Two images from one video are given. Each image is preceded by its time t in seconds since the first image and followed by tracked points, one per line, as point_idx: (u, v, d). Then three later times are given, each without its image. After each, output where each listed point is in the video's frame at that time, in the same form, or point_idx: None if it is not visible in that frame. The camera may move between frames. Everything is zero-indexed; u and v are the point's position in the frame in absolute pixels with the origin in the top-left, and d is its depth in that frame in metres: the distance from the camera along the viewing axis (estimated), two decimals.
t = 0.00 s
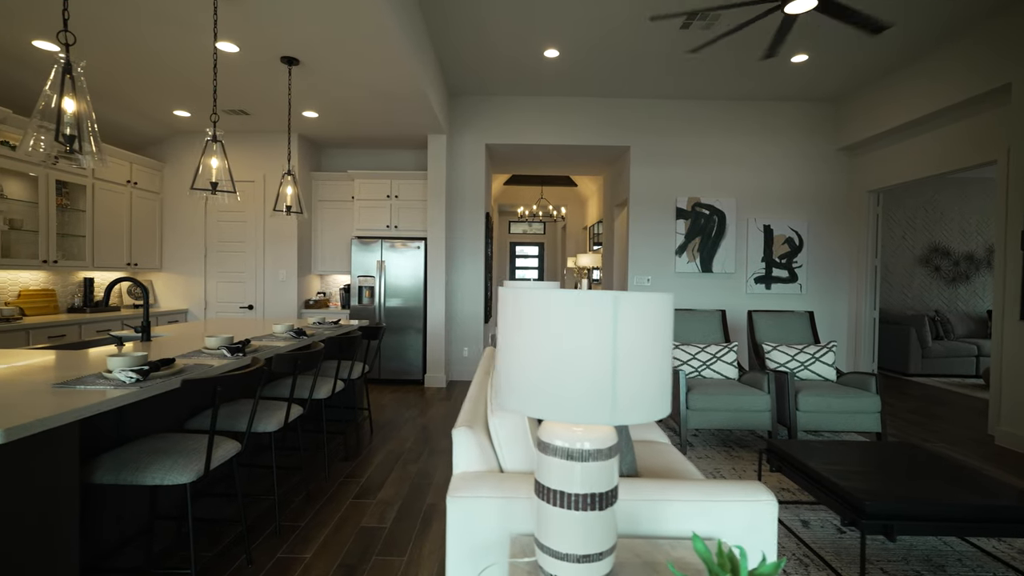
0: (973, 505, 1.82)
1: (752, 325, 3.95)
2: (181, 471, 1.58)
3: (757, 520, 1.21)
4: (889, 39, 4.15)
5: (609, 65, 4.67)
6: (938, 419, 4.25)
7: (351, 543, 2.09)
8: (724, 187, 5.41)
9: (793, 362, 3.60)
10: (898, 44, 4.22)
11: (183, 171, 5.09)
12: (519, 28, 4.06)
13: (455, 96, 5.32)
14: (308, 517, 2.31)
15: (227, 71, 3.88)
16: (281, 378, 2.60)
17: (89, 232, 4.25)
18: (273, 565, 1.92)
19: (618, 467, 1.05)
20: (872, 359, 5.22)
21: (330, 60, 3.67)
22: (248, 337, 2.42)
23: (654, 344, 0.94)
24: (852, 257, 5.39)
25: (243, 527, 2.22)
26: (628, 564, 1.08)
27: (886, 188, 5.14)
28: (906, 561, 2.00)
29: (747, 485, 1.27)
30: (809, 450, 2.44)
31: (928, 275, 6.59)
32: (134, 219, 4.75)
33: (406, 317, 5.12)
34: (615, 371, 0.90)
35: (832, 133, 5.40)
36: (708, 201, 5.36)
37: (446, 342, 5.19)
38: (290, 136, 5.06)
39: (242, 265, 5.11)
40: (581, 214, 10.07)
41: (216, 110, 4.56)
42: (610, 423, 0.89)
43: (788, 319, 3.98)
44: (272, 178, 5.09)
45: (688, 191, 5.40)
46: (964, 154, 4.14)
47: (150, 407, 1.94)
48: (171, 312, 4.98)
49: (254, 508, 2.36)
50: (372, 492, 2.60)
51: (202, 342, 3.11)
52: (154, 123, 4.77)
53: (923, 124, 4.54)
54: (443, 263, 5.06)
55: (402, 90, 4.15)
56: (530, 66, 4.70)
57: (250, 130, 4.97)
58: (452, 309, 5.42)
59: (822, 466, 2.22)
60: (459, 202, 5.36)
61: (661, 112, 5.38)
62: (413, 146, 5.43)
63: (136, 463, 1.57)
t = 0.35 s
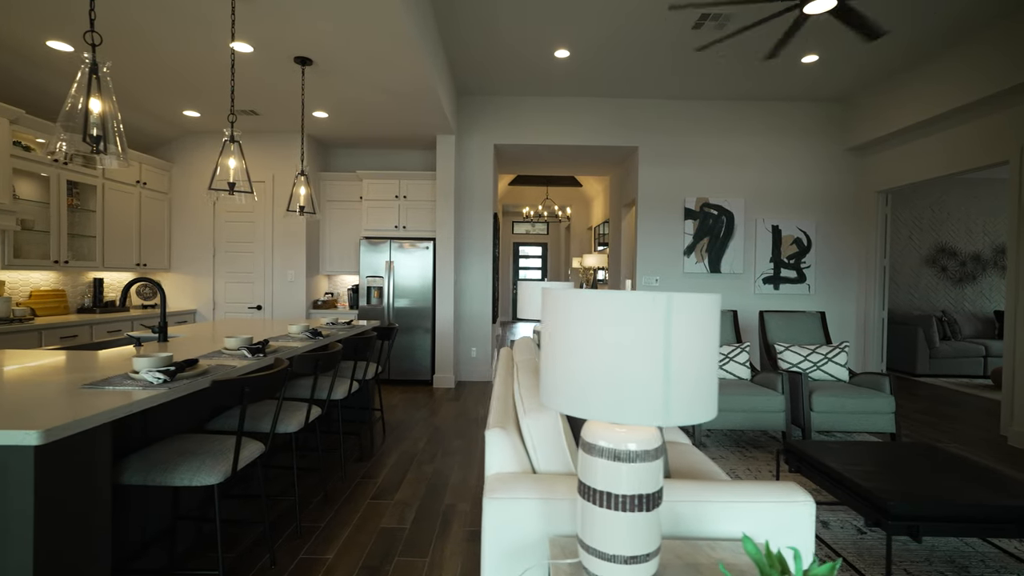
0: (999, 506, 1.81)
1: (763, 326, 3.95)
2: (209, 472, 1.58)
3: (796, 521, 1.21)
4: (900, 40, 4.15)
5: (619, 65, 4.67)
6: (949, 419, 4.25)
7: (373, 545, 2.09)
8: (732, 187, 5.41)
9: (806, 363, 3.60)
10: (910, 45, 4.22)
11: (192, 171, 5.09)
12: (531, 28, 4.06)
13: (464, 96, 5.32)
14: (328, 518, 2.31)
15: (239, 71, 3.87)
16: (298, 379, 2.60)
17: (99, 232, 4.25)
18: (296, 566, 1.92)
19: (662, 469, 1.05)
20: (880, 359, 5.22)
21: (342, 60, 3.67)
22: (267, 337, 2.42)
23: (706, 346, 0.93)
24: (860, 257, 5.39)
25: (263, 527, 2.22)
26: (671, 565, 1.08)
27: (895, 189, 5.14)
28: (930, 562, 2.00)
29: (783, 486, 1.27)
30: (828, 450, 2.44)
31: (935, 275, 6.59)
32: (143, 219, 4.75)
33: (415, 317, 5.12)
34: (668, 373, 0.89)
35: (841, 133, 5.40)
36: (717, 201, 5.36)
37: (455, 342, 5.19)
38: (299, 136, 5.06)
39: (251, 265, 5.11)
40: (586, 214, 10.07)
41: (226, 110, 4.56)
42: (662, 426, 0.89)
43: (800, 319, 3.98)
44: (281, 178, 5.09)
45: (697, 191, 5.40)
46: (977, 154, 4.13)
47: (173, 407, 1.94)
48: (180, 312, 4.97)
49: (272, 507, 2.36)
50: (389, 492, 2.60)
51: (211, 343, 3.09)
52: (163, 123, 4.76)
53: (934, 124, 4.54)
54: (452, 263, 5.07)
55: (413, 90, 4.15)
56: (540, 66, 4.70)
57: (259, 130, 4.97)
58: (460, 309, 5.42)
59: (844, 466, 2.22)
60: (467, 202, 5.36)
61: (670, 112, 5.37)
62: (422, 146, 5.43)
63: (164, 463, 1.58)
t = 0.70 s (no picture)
0: None
1: (776, 325, 3.95)
2: (240, 472, 1.57)
3: (836, 521, 1.21)
4: (913, 40, 4.14)
5: (629, 65, 4.66)
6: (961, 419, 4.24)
7: (397, 545, 2.09)
8: (742, 187, 5.41)
9: (820, 362, 3.59)
10: (922, 45, 4.22)
11: (202, 171, 5.09)
12: (544, 27, 4.06)
13: (474, 96, 5.32)
14: (349, 517, 2.31)
15: (252, 71, 3.87)
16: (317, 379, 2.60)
17: (111, 232, 4.25)
18: (322, 566, 1.92)
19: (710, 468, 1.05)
20: (890, 359, 5.22)
21: (356, 60, 3.66)
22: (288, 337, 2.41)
23: (759, 346, 0.94)
24: (870, 257, 5.39)
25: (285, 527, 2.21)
26: (718, 564, 1.08)
27: (905, 188, 5.14)
28: (956, 562, 2.00)
29: (822, 486, 1.27)
30: (849, 450, 2.44)
31: (943, 275, 6.58)
32: (154, 219, 4.75)
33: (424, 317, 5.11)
34: (724, 371, 0.90)
35: (850, 133, 5.40)
36: (726, 201, 5.36)
37: (464, 342, 5.19)
38: (309, 136, 5.06)
39: (260, 265, 5.11)
40: (591, 214, 10.07)
41: (237, 110, 4.56)
42: (719, 426, 0.89)
43: (813, 319, 3.98)
44: (290, 178, 5.09)
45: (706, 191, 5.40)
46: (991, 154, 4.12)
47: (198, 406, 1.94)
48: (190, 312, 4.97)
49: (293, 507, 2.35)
50: (408, 492, 2.60)
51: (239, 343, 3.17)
52: (174, 123, 4.76)
53: (946, 124, 4.54)
54: (462, 263, 5.07)
55: (425, 89, 4.14)
56: (551, 66, 4.70)
57: (269, 130, 4.97)
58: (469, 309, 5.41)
59: (866, 465, 2.22)
60: (477, 202, 5.35)
61: (679, 112, 5.37)
62: (431, 146, 5.43)
63: (196, 463, 1.57)
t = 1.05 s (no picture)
0: None
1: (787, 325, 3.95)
2: (267, 472, 1.57)
3: (872, 520, 1.21)
4: (923, 40, 4.14)
5: (639, 65, 4.66)
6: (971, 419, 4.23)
7: (417, 545, 2.08)
8: (750, 187, 5.41)
9: (832, 362, 3.58)
10: (932, 45, 4.22)
11: (210, 171, 5.09)
12: (554, 27, 4.05)
13: (482, 95, 5.32)
14: (368, 517, 2.32)
15: (263, 71, 3.87)
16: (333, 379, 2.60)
17: (121, 231, 4.24)
18: (344, 566, 1.92)
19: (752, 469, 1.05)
20: (897, 359, 5.23)
21: (368, 59, 3.66)
22: (306, 337, 2.41)
23: (809, 344, 0.95)
24: (877, 257, 5.39)
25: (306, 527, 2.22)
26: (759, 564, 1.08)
27: (913, 188, 5.14)
28: (978, 562, 1.99)
29: (856, 485, 1.27)
30: (867, 449, 2.44)
31: (949, 275, 6.58)
32: (163, 218, 4.74)
33: (433, 317, 5.12)
34: (775, 369, 0.91)
35: (858, 133, 5.40)
36: (734, 201, 5.36)
37: (472, 342, 5.19)
38: (317, 136, 5.06)
39: (269, 265, 5.11)
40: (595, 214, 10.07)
41: (247, 109, 4.56)
42: (771, 426, 0.90)
43: (823, 319, 3.98)
44: (298, 178, 5.09)
45: (714, 191, 5.40)
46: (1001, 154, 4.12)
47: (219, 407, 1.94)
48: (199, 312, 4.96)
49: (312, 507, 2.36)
50: (426, 492, 2.60)
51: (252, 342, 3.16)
52: (183, 123, 4.76)
53: (955, 124, 4.54)
54: (470, 263, 5.08)
55: (436, 89, 4.14)
56: (560, 66, 4.69)
57: (277, 129, 4.97)
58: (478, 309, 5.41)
59: (886, 465, 2.22)
60: (484, 202, 5.35)
61: (687, 112, 5.37)
62: (439, 146, 5.43)
63: (224, 463, 1.57)
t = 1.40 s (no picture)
0: None
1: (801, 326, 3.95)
2: (299, 474, 1.57)
3: (916, 522, 1.20)
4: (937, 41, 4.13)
5: (650, 65, 4.65)
6: (985, 419, 4.22)
7: (441, 547, 2.08)
8: (760, 187, 5.40)
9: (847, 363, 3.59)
10: (945, 46, 4.21)
11: (220, 171, 5.08)
12: (567, 27, 4.05)
13: (491, 95, 5.31)
14: (390, 518, 2.32)
15: (276, 71, 3.86)
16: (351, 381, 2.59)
17: (133, 232, 4.23)
18: (371, 568, 1.91)
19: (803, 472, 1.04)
20: (908, 360, 5.22)
21: (383, 59, 3.65)
22: (327, 338, 2.40)
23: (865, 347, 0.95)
24: (888, 257, 5.39)
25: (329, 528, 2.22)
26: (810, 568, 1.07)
27: (924, 188, 5.13)
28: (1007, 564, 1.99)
29: (898, 488, 1.26)
30: (890, 451, 2.43)
31: (957, 275, 6.57)
32: (174, 218, 4.73)
33: (443, 317, 5.11)
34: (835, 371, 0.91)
35: (868, 133, 5.39)
36: (744, 201, 5.35)
37: (482, 342, 5.19)
38: (328, 136, 5.06)
39: (279, 265, 5.10)
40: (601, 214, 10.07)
41: (259, 110, 4.56)
42: (832, 429, 0.90)
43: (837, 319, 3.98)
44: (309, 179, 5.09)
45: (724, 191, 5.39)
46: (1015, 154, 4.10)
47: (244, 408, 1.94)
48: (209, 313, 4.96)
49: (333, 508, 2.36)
50: (445, 493, 2.60)
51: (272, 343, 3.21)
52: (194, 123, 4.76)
53: (968, 124, 4.52)
54: (480, 264, 5.10)
55: (449, 89, 4.13)
56: (571, 66, 4.69)
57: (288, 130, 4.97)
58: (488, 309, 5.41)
59: (912, 466, 2.21)
60: (494, 202, 5.34)
61: (697, 111, 5.36)
62: (448, 146, 5.42)
63: (256, 464, 1.57)
